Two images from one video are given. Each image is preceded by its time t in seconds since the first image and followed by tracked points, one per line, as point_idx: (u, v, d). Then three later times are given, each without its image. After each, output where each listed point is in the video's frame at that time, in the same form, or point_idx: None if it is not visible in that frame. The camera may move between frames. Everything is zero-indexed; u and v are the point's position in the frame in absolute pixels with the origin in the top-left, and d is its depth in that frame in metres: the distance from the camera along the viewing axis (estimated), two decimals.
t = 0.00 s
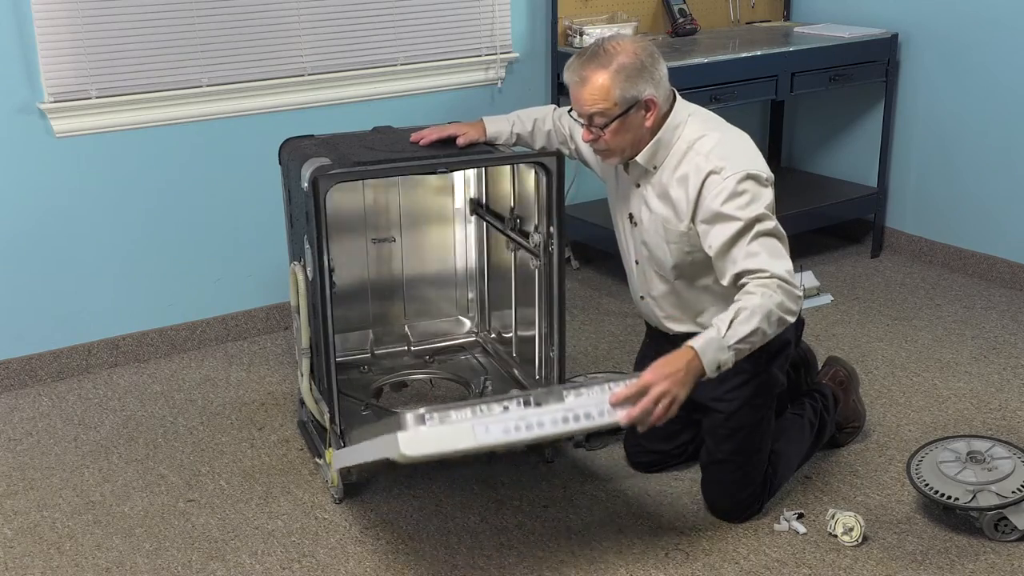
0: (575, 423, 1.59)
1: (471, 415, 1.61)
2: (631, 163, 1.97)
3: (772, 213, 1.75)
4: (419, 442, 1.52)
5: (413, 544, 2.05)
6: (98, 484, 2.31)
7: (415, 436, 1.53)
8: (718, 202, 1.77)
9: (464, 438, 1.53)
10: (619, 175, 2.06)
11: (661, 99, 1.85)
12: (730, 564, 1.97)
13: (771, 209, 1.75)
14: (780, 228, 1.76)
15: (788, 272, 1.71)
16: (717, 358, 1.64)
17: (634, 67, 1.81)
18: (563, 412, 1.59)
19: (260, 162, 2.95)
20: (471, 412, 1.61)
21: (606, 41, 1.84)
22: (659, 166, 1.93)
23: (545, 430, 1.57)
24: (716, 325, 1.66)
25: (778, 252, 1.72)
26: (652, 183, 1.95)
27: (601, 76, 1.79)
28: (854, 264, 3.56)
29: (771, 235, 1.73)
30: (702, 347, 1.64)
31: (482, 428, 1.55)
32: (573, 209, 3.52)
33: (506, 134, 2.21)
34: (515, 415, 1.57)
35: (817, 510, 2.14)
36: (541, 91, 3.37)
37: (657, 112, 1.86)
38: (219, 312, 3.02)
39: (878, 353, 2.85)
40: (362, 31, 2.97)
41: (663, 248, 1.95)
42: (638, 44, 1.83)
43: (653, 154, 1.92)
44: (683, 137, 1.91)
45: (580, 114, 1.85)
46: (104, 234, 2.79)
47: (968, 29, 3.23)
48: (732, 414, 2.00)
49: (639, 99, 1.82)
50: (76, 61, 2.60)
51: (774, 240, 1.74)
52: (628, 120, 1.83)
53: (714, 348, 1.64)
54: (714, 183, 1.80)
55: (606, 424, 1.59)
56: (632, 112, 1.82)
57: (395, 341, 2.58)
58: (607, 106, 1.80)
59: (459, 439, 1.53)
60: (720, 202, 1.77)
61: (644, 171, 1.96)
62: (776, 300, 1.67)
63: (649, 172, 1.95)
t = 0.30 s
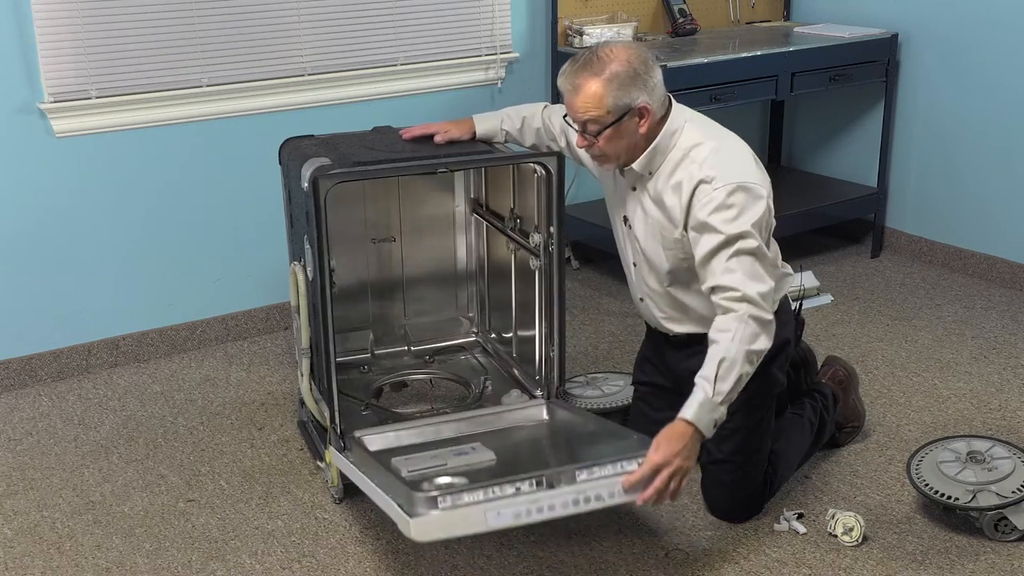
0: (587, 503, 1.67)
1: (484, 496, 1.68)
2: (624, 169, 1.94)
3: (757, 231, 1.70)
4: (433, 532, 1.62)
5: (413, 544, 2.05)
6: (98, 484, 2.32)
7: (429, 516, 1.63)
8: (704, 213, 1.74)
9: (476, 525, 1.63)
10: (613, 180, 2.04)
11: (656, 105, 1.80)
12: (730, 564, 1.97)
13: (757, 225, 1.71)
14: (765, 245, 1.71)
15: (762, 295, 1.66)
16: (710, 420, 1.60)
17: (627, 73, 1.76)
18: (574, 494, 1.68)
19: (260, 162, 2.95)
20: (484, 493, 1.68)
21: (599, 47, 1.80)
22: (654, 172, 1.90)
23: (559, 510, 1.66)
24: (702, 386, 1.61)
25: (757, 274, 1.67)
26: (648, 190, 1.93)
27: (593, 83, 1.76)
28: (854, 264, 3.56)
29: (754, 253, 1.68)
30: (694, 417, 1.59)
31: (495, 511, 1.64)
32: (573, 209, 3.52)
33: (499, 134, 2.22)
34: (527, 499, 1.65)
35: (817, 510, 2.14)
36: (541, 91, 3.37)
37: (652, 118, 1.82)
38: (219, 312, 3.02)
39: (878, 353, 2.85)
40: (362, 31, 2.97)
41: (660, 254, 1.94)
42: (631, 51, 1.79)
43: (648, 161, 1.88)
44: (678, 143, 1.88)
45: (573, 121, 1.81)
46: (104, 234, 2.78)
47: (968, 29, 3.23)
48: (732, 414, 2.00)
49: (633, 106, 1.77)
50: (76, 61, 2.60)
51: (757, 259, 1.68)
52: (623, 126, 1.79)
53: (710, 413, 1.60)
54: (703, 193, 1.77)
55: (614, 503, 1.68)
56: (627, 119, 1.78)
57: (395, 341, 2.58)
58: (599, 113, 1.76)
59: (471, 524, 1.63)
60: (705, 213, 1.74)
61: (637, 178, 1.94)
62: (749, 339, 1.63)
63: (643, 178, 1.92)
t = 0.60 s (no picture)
0: (586, 559, 1.76)
1: (489, 554, 1.71)
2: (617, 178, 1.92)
3: (733, 254, 1.65)
4: None
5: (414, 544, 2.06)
6: (98, 484, 2.32)
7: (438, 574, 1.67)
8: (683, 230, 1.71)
9: None
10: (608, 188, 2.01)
11: (655, 111, 1.79)
12: (730, 564, 1.98)
13: (735, 245, 1.66)
14: (741, 267, 1.66)
15: (729, 320, 1.64)
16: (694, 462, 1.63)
17: (625, 80, 1.75)
18: (576, 553, 1.75)
19: (261, 162, 2.95)
20: (489, 551, 1.71)
21: (596, 55, 1.80)
22: (648, 182, 1.88)
23: (560, 567, 1.75)
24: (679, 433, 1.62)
25: (725, 299, 1.65)
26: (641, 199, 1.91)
27: (591, 90, 1.74)
28: (854, 264, 3.56)
29: (725, 276, 1.65)
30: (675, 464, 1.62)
31: (500, 571, 1.70)
32: (573, 209, 3.52)
33: (496, 134, 2.22)
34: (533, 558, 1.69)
35: (817, 510, 2.14)
36: (541, 91, 3.37)
37: (651, 124, 1.80)
38: (219, 312, 3.02)
39: (878, 353, 2.85)
40: (362, 31, 2.97)
41: (657, 261, 1.92)
42: (628, 58, 1.78)
43: (643, 169, 1.86)
44: (670, 154, 1.85)
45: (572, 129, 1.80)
46: (104, 234, 2.79)
47: (968, 29, 3.23)
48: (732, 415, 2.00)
49: (632, 113, 1.76)
50: (76, 61, 2.60)
51: (729, 282, 1.65)
52: (622, 133, 1.78)
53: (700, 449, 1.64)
54: (687, 207, 1.74)
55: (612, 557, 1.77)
56: (627, 126, 1.77)
57: (395, 341, 2.58)
58: (599, 121, 1.75)
59: None
60: (684, 231, 1.71)
61: (632, 188, 1.91)
62: (712, 372, 1.62)
63: (637, 188, 1.90)
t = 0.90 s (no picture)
0: (587, 557, 1.73)
1: (489, 552, 1.69)
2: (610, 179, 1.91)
3: (735, 251, 1.66)
4: None
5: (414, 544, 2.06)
6: (98, 484, 2.32)
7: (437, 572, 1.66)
8: (681, 233, 1.72)
9: None
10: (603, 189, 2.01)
11: (643, 111, 1.79)
12: (730, 564, 1.98)
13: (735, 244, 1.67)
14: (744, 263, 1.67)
15: (739, 318, 1.66)
16: (672, 436, 1.66)
17: (612, 81, 1.75)
18: (577, 550, 1.72)
19: (261, 162, 2.95)
20: (488, 548, 1.69)
21: (582, 57, 1.79)
22: (641, 182, 1.87)
23: (560, 564, 1.72)
24: (663, 405, 1.67)
25: (732, 296, 1.67)
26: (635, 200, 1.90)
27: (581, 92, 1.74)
28: (854, 264, 3.56)
29: (730, 275, 1.66)
30: (655, 433, 1.66)
31: (500, 568, 1.68)
32: (573, 209, 3.52)
33: (496, 134, 2.22)
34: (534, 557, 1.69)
35: (817, 510, 2.14)
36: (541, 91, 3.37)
37: (639, 124, 1.80)
38: (219, 313, 3.02)
39: (878, 353, 2.85)
40: (362, 32, 2.97)
41: (653, 262, 1.91)
42: (612, 61, 1.77)
43: (636, 169, 1.86)
44: (662, 155, 1.84)
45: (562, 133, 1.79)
46: (105, 234, 2.79)
47: (968, 29, 3.23)
48: (732, 416, 1.99)
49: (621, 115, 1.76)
50: (76, 62, 2.60)
51: (735, 280, 1.67)
52: (612, 134, 1.77)
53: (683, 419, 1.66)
54: (682, 208, 1.73)
55: (612, 554, 1.75)
56: (615, 128, 1.77)
57: (395, 341, 2.58)
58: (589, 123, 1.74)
59: None
60: (682, 234, 1.71)
61: (625, 188, 1.90)
62: (717, 363, 1.65)
63: (630, 189, 1.89)
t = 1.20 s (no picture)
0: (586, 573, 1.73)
1: (489, 568, 1.68)
2: (611, 178, 1.92)
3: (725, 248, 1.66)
4: None
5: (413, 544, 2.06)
6: (98, 484, 2.32)
7: None
8: (674, 230, 1.72)
9: None
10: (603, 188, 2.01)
11: (637, 112, 1.79)
12: (730, 564, 1.98)
13: (725, 241, 1.66)
14: (733, 262, 1.67)
15: (723, 317, 1.65)
16: (671, 449, 1.68)
17: (605, 82, 1.76)
18: (577, 567, 1.72)
19: (261, 162, 2.95)
20: (489, 565, 1.68)
21: (578, 58, 1.80)
22: (641, 181, 1.88)
23: None
24: (658, 421, 1.69)
25: (717, 295, 1.66)
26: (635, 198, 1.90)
27: (570, 94, 1.75)
28: (854, 264, 3.56)
29: (717, 273, 1.65)
30: (653, 449, 1.68)
31: None
32: (573, 209, 3.52)
33: (497, 134, 2.22)
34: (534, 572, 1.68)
35: (817, 510, 2.14)
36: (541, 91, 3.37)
37: (635, 125, 1.80)
38: (219, 313, 3.02)
39: (878, 353, 2.85)
40: (362, 32, 2.97)
41: (653, 261, 1.91)
42: (607, 62, 1.78)
43: (635, 169, 1.86)
44: (661, 153, 1.84)
45: (557, 135, 1.81)
46: (105, 234, 2.79)
47: (968, 29, 3.23)
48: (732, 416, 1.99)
49: (613, 116, 1.76)
50: (76, 62, 2.60)
51: (722, 278, 1.66)
52: (603, 137, 1.78)
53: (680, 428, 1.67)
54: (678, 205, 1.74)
55: (611, 570, 1.75)
56: (607, 129, 1.77)
57: (395, 341, 2.58)
58: (579, 125, 1.76)
59: None
60: (676, 231, 1.71)
61: (626, 187, 1.91)
62: (702, 368, 1.65)
63: (630, 187, 1.90)
